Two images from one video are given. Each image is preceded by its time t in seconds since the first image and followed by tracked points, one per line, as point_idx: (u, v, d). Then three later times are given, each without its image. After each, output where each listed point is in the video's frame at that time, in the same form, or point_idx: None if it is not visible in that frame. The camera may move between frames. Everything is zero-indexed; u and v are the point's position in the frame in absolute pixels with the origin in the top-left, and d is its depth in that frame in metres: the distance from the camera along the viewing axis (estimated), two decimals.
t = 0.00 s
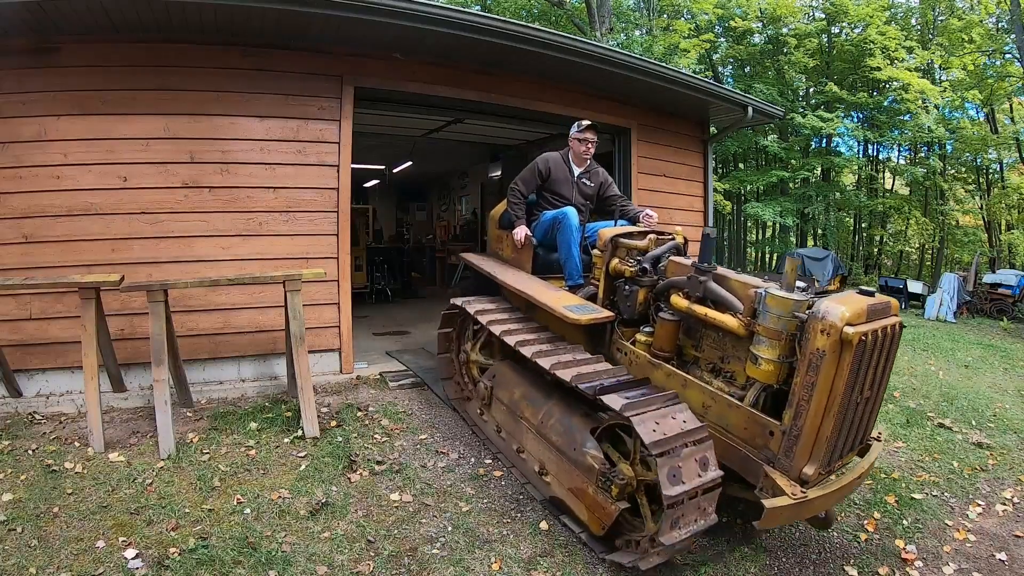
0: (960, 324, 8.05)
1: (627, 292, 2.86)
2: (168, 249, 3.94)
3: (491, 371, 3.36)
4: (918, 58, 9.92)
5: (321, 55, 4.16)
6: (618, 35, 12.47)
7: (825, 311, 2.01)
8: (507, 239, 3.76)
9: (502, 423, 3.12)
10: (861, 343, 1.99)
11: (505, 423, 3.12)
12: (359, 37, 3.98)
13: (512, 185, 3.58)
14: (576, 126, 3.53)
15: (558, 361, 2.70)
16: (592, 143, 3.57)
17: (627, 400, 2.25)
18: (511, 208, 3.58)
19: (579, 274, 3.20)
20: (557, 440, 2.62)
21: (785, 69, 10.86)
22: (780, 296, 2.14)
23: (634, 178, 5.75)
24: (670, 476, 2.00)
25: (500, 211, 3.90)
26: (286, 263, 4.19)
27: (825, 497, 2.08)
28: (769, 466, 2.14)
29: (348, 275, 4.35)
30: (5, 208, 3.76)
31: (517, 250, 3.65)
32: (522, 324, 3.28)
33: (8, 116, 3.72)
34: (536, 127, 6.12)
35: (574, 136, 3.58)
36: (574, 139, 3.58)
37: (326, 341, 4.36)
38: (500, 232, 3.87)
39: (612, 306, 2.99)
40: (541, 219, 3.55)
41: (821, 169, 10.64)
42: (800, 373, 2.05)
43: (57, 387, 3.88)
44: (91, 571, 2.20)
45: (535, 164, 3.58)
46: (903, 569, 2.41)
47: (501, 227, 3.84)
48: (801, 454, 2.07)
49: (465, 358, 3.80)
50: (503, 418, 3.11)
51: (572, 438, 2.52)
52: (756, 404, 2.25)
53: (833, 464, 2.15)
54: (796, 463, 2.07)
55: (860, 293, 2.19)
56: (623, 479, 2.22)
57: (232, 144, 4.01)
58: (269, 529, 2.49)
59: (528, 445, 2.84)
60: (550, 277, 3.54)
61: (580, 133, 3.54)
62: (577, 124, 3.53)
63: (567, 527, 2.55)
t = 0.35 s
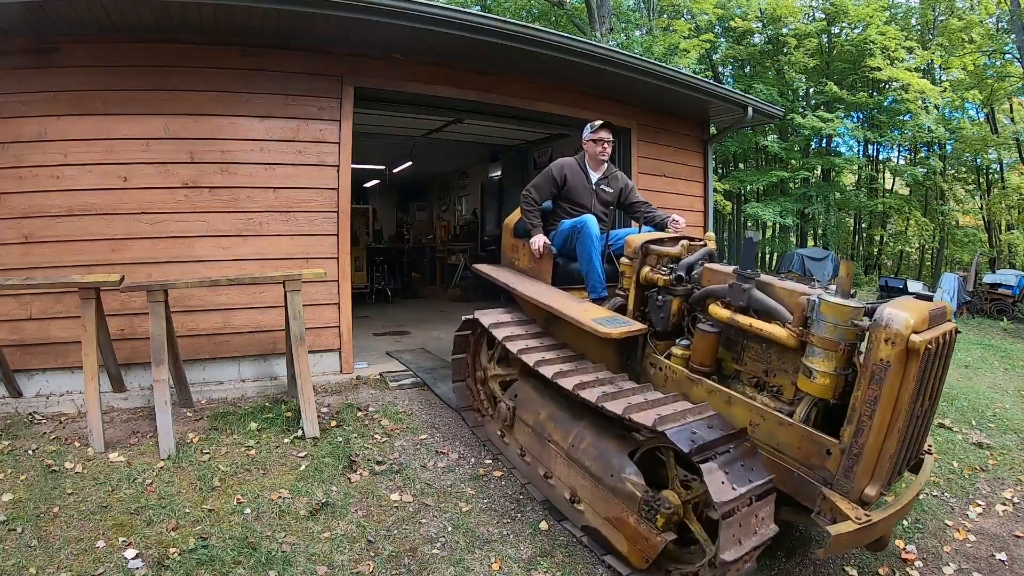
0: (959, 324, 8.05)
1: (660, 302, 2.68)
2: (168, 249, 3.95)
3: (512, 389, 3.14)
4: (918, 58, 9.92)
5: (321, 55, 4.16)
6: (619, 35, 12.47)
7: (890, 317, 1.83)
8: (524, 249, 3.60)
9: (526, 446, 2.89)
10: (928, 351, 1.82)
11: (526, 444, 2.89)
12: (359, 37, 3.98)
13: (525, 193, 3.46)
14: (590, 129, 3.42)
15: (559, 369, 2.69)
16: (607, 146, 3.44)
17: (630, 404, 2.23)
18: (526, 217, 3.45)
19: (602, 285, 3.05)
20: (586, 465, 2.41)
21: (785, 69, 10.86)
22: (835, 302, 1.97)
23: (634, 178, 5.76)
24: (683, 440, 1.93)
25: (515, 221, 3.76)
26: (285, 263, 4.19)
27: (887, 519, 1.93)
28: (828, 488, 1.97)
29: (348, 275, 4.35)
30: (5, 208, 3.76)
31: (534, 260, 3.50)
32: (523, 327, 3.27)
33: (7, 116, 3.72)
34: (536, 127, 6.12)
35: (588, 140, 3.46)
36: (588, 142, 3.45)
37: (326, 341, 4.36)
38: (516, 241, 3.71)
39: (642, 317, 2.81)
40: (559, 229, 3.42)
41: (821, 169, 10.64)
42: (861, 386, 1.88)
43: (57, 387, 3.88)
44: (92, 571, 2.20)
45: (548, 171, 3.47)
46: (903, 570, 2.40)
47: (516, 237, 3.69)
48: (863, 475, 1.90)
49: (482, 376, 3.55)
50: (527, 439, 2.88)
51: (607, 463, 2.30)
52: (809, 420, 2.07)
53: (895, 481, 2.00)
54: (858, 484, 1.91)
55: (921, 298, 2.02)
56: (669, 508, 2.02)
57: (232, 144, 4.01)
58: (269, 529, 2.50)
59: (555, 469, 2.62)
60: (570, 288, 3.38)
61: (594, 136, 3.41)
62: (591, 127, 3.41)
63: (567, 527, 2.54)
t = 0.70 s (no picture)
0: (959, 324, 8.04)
1: (699, 313, 2.48)
2: (168, 249, 3.95)
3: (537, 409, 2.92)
4: (918, 58, 9.91)
5: (322, 55, 4.16)
6: (618, 35, 12.47)
7: (963, 330, 1.69)
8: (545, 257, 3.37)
9: (552, 471, 2.69)
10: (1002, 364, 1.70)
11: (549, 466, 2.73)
12: (359, 37, 3.98)
13: (541, 198, 3.24)
14: (610, 127, 3.17)
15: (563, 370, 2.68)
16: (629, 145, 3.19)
17: (633, 414, 2.22)
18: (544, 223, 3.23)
19: (631, 296, 2.81)
20: (625, 496, 2.25)
21: (785, 69, 10.84)
22: (899, 314, 1.84)
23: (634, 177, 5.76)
24: (685, 446, 1.96)
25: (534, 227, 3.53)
26: (285, 263, 4.19)
27: (953, 544, 1.81)
28: (892, 514, 1.84)
29: (348, 275, 4.34)
30: (5, 208, 3.76)
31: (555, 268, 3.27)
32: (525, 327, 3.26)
33: (8, 116, 3.72)
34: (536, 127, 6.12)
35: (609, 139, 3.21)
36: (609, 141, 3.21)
37: (326, 341, 4.36)
38: (535, 249, 3.48)
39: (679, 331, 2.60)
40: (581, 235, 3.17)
41: (821, 169, 10.63)
42: (931, 405, 1.75)
43: (58, 387, 3.88)
44: (91, 571, 2.20)
45: (566, 174, 3.25)
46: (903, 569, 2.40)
47: (536, 244, 3.48)
48: (931, 499, 1.77)
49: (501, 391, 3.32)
50: (553, 463, 2.69)
51: (653, 498, 2.14)
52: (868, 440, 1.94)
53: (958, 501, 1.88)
54: (925, 509, 1.78)
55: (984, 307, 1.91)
56: (723, 547, 1.88)
57: (232, 144, 4.01)
58: (269, 529, 2.49)
59: (586, 498, 2.46)
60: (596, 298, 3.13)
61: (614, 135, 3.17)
62: (611, 124, 3.16)
63: (567, 527, 2.54)
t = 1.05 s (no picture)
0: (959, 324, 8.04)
1: (742, 328, 2.28)
2: (168, 249, 3.95)
3: (564, 429, 2.70)
4: (918, 58, 9.92)
5: (322, 55, 4.16)
6: (618, 35, 12.47)
7: None
8: (568, 262, 3.18)
9: (582, 495, 2.47)
10: None
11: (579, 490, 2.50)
12: (359, 37, 3.98)
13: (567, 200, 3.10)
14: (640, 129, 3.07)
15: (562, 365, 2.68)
16: (660, 149, 3.10)
17: (630, 414, 2.22)
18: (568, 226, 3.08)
19: (662, 306, 2.69)
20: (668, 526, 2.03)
21: (785, 69, 10.84)
22: (968, 337, 1.64)
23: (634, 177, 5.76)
24: (683, 448, 1.95)
25: (556, 230, 3.37)
26: (285, 263, 4.19)
27: None
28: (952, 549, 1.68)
29: (348, 275, 4.35)
30: (5, 208, 3.76)
31: (579, 275, 3.10)
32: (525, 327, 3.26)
33: (7, 116, 3.72)
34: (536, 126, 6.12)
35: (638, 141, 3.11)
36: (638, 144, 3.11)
37: (326, 341, 4.36)
38: (556, 254, 3.31)
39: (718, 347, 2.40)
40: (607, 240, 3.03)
41: (821, 169, 10.64)
42: (1006, 436, 1.58)
43: (58, 387, 3.88)
44: (92, 571, 2.20)
45: (595, 175, 3.12)
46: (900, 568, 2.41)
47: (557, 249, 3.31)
48: (996, 534, 1.62)
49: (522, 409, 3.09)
50: (585, 488, 2.46)
51: (699, 529, 1.93)
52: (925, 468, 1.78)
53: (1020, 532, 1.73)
54: (989, 544, 1.62)
55: None
56: None
57: (232, 144, 4.01)
58: (269, 529, 2.50)
59: (623, 527, 2.23)
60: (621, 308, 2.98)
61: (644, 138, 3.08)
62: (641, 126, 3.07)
63: (568, 527, 2.54)
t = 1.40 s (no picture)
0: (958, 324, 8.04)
1: (790, 343, 2.12)
2: (168, 249, 3.95)
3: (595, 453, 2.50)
4: (918, 58, 9.92)
5: (322, 55, 4.16)
6: (618, 34, 12.48)
7: None
8: (591, 269, 3.00)
9: (617, 525, 2.27)
10: None
11: (611, 518, 2.31)
12: (359, 37, 3.98)
13: (591, 203, 2.93)
14: (671, 129, 2.91)
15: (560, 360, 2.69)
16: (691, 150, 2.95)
17: (627, 408, 2.20)
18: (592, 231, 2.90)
19: (694, 314, 2.53)
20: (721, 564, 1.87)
21: (785, 69, 10.84)
22: None
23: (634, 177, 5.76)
24: (679, 448, 1.93)
25: (577, 234, 3.18)
26: (285, 263, 4.19)
27: None
28: None
29: (348, 275, 4.35)
30: (5, 207, 3.76)
31: (603, 283, 2.90)
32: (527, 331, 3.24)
33: (7, 116, 3.72)
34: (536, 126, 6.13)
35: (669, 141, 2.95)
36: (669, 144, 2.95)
37: (326, 341, 4.36)
38: (577, 261, 3.13)
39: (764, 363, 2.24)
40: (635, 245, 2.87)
41: (821, 169, 10.64)
42: None
43: (57, 387, 3.88)
44: (92, 571, 2.20)
45: (622, 178, 2.95)
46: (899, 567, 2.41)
47: (580, 258, 3.13)
48: None
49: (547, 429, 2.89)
50: (621, 518, 2.26)
51: (756, 567, 1.78)
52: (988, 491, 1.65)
53: None
54: None
55: None
56: None
57: (232, 144, 4.01)
58: (269, 529, 2.50)
59: (665, 561, 2.05)
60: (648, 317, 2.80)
61: (676, 138, 2.92)
62: (672, 125, 2.91)
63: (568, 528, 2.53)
